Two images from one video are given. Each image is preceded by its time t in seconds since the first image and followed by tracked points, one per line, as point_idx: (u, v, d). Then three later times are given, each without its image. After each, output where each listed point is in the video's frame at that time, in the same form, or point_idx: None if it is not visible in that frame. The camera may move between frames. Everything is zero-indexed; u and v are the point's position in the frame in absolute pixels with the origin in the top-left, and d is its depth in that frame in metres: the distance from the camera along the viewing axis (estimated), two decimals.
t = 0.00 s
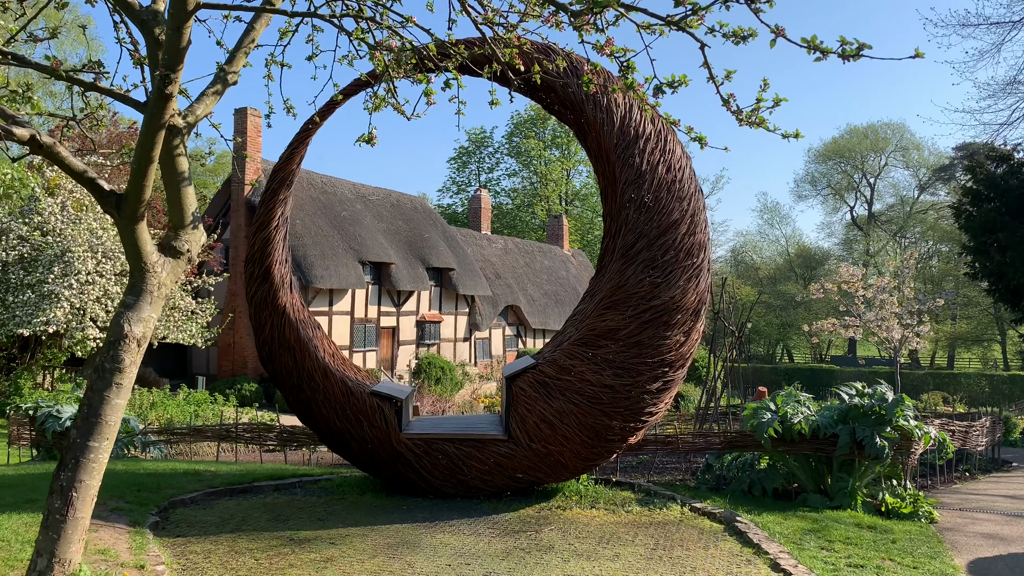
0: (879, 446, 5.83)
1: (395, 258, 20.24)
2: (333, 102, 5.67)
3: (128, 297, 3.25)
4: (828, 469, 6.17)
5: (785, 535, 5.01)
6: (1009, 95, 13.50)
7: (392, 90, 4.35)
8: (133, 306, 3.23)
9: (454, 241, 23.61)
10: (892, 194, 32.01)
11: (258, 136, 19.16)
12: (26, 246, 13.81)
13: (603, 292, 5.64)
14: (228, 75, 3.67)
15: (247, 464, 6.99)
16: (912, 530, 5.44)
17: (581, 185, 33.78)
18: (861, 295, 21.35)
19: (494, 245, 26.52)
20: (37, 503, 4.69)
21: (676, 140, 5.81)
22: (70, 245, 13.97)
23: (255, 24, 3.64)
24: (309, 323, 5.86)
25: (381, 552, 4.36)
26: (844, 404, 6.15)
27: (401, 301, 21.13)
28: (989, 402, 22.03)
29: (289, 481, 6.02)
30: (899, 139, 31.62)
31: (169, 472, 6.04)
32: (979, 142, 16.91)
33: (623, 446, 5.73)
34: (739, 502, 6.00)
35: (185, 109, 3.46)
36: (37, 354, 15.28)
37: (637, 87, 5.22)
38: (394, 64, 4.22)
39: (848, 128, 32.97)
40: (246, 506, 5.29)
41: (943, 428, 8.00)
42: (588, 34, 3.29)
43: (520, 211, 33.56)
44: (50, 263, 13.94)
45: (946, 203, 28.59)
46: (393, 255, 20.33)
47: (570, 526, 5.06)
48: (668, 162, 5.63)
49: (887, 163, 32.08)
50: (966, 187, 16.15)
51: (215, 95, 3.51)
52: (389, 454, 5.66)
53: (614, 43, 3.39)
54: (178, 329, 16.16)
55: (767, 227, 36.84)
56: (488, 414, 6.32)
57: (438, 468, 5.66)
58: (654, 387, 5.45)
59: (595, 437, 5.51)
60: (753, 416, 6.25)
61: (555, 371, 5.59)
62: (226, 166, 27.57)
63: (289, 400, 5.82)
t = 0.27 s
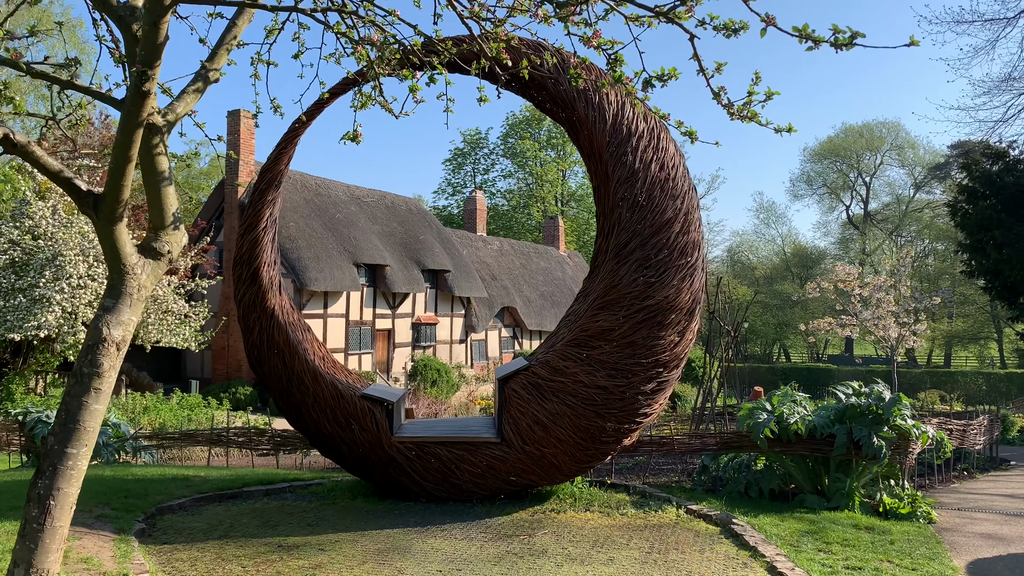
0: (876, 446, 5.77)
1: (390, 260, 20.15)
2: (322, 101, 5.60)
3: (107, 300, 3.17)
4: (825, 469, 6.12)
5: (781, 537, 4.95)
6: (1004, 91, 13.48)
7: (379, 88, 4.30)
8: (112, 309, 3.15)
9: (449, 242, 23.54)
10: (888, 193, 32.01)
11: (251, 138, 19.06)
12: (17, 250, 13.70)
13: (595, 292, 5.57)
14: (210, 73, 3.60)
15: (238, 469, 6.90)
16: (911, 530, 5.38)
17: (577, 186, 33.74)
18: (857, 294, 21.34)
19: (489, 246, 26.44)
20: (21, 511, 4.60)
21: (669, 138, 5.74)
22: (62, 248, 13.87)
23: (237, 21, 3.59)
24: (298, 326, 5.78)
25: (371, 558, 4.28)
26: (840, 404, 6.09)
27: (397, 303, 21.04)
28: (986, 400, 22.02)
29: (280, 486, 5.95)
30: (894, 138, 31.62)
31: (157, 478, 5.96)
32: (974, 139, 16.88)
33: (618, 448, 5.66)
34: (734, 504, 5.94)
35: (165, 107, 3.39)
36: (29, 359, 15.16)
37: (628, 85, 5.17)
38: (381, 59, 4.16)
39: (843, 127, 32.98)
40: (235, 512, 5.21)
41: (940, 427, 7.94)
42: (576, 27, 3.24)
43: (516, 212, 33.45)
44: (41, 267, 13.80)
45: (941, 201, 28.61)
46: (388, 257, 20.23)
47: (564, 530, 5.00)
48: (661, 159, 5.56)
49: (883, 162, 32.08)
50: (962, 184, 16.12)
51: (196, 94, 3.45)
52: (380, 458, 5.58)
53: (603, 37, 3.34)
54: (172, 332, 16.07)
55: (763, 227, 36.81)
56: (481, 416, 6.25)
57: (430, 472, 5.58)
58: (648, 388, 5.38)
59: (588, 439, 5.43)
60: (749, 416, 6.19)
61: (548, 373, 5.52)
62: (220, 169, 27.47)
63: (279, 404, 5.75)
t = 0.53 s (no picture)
0: (871, 444, 5.71)
1: (384, 258, 20.04)
2: (309, 95, 5.51)
3: (81, 296, 3.09)
4: (819, 467, 6.06)
5: (774, 537, 4.88)
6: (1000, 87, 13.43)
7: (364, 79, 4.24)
8: (87, 305, 3.08)
9: (445, 239, 23.44)
10: (884, 190, 31.97)
11: (244, 135, 18.95)
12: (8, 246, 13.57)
13: (587, 288, 5.49)
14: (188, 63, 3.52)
15: (227, 468, 6.82)
16: (905, 529, 5.32)
17: (573, 183, 33.67)
18: (853, 291, 21.32)
19: (485, 244, 26.35)
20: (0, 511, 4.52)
21: (662, 132, 5.67)
22: (52, 246, 13.74)
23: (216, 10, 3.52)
24: (286, 323, 5.70)
25: (356, 559, 4.20)
26: (835, 401, 6.03)
27: (392, 300, 20.94)
28: (982, 397, 21.99)
29: (267, 485, 5.87)
30: (891, 135, 31.59)
31: (143, 477, 5.87)
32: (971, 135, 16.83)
33: (609, 446, 5.58)
34: (728, 502, 5.87)
35: (142, 98, 3.32)
36: (20, 357, 15.05)
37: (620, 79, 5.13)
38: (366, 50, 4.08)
39: (839, 124, 32.92)
40: (220, 512, 5.13)
41: (936, 424, 7.89)
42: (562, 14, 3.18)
43: (512, 210, 33.34)
44: (31, 265, 13.67)
45: (937, 198, 28.58)
46: (383, 255, 20.12)
47: (554, 529, 4.92)
48: (654, 154, 5.49)
49: (879, 159, 32.05)
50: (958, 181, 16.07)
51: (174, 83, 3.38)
52: (369, 456, 5.50)
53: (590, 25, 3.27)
54: (164, 330, 15.97)
55: (759, 225, 36.76)
56: (472, 414, 6.17)
57: (420, 470, 5.51)
58: (640, 386, 5.30)
59: (579, 437, 5.36)
60: (742, 414, 6.12)
61: (538, 370, 5.44)
62: (214, 167, 27.36)
63: (266, 402, 5.66)
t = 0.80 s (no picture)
0: (865, 444, 5.66)
1: (380, 254, 19.94)
2: (297, 90, 5.43)
3: (55, 292, 3.14)
4: (813, 468, 6.00)
5: (766, 539, 4.82)
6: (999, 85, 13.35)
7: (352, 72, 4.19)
8: (60, 302, 3.12)
9: (441, 236, 23.35)
10: (882, 189, 31.91)
11: (239, 131, 18.85)
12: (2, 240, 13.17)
13: (578, 286, 5.42)
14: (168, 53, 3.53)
15: (215, 466, 6.74)
16: (899, 531, 5.26)
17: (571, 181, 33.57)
18: (849, 289, 21.28)
19: (482, 241, 26.26)
20: None
21: (655, 128, 5.59)
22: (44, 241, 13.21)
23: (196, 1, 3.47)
24: (272, 320, 5.63)
25: (340, 561, 4.13)
26: (829, 401, 5.97)
27: (388, 297, 20.84)
28: (978, 396, 21.95)
29: (253, 484, 5.80)
30: (889, 133, 31.52)
31: (127, 476, 5.79)
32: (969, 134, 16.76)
33: (600, 446, 5.51)
34: (720, 503, 5.80)
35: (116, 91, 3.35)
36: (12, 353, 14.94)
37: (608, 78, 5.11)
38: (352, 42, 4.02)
39: (838, 122, 32.86)
40: (204, 512, 5.06)
41: (931, 424, 7.83)
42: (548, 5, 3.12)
43: (509, 207, 33.22)
44: (23, 260, 13.19)
45: (935, 197, 28.52)
46: (379, 251, 20.02)
47: (543, 530, 4.86)
48: (646, 150, 5.41)
49: (877, 158, 31.97)
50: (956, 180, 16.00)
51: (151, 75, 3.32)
52: (356, 456, 5.43)
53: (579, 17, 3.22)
54: (157, 327, 15.89)
55: (757, 223, 36.68)
56: (463, 413, 6.11)
57: (408, 470, 5.43)
58: (631, 385, 5.23)
59: (570, 436, 5.29)
60: (735, 414, 6.05)
61: (528, 369, 5.37)
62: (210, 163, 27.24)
63: (253, 401, 5.59)
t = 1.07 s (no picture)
0: (862, 445, 5.59)
1: (379, 252, 19.87)
2: (288, 86, 5.37)
3: (31, 291, 3.17)
4: (809, 469, 5.94)
5: (761, 541, 4.76)
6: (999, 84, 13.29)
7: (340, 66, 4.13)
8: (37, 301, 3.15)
9: (440, 234, 23.28)
10: (882, 187, 31.84)
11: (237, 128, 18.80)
12: None
13: (572, 285, 5.35)
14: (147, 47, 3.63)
15: (206, 466, 6.69)
16: (896, 534, 5.20)
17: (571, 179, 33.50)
18: (849, 288, 21.25)
19: (481, 239, 26.19)
20: None
21: (650, 125, 5.53)
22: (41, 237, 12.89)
23: None
24: (262, 318, 5.57)
25: (327, 564, 4.06)
26: (825, 402, 5.90)
27: (386, 295, 20.75)
28: (978, 395, 21.90)
29: (243, 484, 5.73)
30: (889, 132, 31.45)
31: (116, 475, 5.73)
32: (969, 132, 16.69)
33: (594, 446, 5.44)
34: (715, 505, 5.74)
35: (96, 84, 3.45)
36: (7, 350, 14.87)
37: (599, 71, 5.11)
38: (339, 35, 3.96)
39: (838, 121, 32.78)
40: (192, 513, 5.00)
41: (929, 425, 7.78)
42: None
43: (509, 205, 33.15)
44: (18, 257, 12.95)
45: (935, 196, 28.46)
46: (377, 249, 19.95)
47: (535, 533, 4.79)
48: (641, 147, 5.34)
49: (877, 156, 31.90)
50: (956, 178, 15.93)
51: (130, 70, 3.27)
52: (347, 456, 5.37)
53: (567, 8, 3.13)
54: (153, 324, 15.84)
55: (757, 221, 36.62)
56: (455, 413, 6.05)
57: (399, 470, 5.37)
58: (625, 385, 5.16)
59: (563, 436, 5.22)
60: (731, 414, 5.98)
61: (521, 368, 5.31)
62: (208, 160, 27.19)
63: (242, 400, 5.52)
